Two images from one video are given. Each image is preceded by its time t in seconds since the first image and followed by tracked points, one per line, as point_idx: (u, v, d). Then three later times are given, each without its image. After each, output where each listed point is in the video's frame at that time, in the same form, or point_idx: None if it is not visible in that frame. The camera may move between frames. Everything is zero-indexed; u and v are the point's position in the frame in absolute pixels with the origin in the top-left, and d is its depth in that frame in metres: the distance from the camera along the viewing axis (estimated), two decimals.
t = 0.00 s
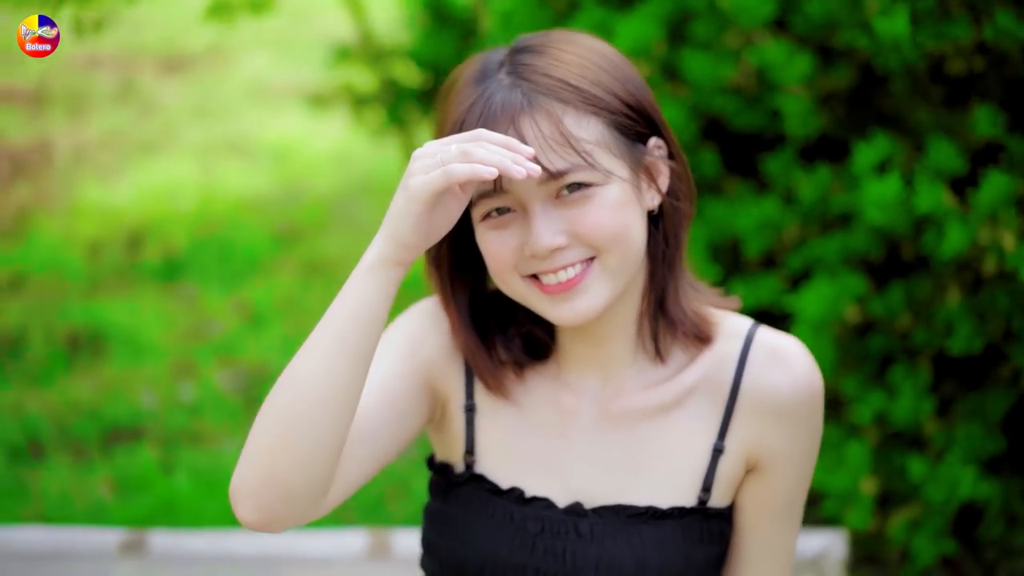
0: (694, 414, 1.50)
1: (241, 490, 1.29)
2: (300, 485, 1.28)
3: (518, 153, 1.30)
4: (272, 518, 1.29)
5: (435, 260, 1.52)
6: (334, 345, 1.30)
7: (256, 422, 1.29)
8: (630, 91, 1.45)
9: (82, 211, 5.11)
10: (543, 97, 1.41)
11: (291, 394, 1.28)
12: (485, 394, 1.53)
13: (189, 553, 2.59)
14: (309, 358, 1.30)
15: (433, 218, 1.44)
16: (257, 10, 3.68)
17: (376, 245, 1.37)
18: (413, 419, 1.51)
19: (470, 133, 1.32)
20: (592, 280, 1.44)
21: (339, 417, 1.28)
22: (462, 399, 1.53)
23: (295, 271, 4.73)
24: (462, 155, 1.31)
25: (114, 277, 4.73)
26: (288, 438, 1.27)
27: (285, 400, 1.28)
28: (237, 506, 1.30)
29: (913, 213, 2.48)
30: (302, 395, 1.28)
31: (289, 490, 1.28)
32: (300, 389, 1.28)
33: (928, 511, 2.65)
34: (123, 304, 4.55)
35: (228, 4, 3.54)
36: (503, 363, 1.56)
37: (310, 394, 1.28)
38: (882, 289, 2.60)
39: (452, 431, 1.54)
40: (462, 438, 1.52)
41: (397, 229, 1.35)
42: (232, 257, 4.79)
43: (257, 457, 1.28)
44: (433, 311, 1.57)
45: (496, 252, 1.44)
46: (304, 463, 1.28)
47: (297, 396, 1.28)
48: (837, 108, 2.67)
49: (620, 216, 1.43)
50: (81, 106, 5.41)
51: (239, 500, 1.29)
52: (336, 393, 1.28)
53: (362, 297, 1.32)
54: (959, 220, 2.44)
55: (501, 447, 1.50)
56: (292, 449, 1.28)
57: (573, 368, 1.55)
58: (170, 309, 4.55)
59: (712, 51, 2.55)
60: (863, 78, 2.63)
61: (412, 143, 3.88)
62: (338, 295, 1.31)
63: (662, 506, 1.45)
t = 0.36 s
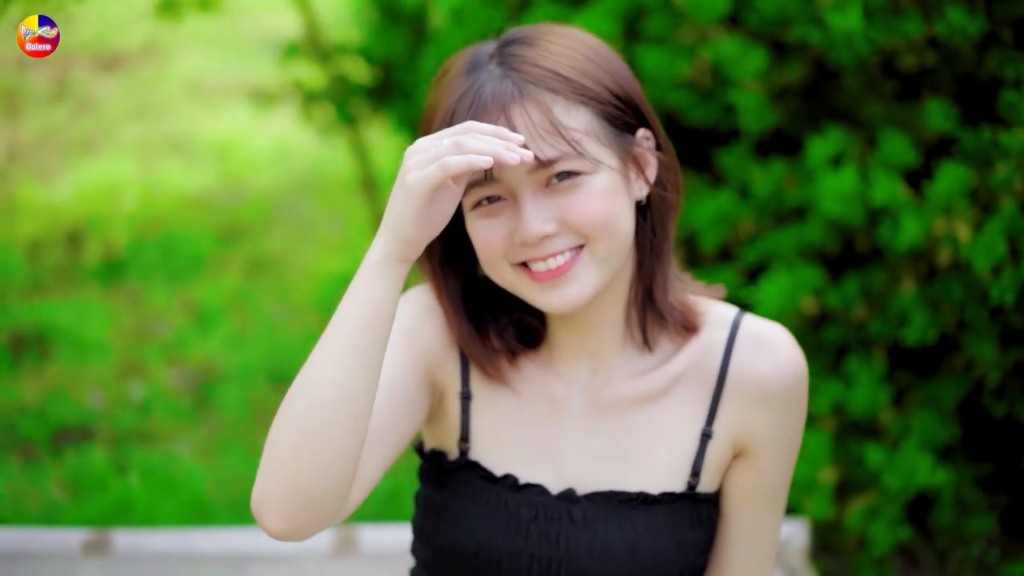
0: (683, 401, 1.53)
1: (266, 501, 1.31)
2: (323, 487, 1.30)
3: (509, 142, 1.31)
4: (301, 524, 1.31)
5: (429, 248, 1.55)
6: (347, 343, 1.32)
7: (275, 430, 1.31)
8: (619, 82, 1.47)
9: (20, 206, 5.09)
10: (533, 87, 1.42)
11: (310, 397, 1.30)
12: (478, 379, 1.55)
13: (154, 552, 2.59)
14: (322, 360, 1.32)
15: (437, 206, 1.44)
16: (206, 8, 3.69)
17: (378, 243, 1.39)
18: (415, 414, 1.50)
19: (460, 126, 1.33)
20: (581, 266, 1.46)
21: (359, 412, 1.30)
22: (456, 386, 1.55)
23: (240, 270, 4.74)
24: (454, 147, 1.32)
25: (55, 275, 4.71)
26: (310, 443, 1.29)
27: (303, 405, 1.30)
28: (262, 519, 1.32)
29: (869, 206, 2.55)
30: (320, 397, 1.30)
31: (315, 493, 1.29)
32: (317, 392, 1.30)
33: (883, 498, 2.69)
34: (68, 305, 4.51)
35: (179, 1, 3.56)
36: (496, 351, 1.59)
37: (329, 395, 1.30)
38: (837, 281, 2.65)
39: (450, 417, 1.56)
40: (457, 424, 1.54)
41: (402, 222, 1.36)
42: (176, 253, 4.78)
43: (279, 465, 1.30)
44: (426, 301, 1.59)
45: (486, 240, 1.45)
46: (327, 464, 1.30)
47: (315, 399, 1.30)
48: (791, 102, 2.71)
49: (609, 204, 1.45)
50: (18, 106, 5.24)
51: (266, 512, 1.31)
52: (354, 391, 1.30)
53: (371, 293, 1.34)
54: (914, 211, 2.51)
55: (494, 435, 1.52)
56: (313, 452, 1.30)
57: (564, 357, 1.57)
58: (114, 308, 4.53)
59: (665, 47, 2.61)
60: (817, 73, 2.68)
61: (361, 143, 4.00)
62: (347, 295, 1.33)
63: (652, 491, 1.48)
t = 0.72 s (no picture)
0: (671, 392, 1.58)
1: (285, 501, 1.42)
2: (339, 484, 1.42)
3: (508, 132, 1.38)
4: (318, 520, 1.43)
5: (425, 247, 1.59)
6: (356, 349, 1.43)
7: (290, 434, 1.43)
8: (607, 82, 1.49)
9: None
10: (524, 86, 1.44)
11: (326, 400, 1.41)
12: (472, 374, 1.59)
13: (117, 555, 2.61)
14: (331, 366, 1.43)
15: (438, 205, 1.46)
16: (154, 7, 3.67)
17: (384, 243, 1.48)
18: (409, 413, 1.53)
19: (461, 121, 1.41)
20: (571, 263, 1.48)
21: (371, 412, 1.42)
22: (451, 384, 1.59)
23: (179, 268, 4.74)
24: (458, 140, 1.38)
25: None
26: (326, 444, 1.41)
27: (318, 409, 1.41)
28: (280, 518, 1.43)
29: (821, 202, 2.78)
30: (336, 401, 1.41)
31: (333, 491, 1.42)
32: (331, 396, 1.41)
33: (837, 489, 2.84)
34: (7, 309, 4.47)
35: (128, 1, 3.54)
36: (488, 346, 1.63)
37: (342, 397, 1.41)
38: (790, 275, 2.89)
39: (443, 414, 1.59)
40: (452, 421, 1.57)
41: (403, 229, 1.47)
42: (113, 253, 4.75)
43: (298, 466, 1.41)
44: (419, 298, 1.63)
45: (478, 237, 1.47)
46: (342, 463, 1.41)
47: (329, 403, 1.42)
48: (739, 101, 2.98)
49: (599, 202, 1.47)
50: None
51: (284, 511, 1.43)
52: (366, 394, 1.42)
53: (380, 299, 1.45)
54: (865, 207, 2.73)
55: (489, 428, 1.56)
56: (329, 452, 1.41)
57: (554, 352, 1.61)
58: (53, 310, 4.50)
59: (616, 45, 2.74)
60: (766, 72, 2.95)
61: (303, 143, 3.99)
62: (352, 304, 1.44)
63: (646, 480, 1.53)
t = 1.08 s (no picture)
0: (658, 390, 1.62)
1: (289, 501, 1.46)
2: (342, 483, 1.46)
3: (513, 141, 1.42)
4: (321, 519, 1.46)
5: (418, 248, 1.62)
6: (359, 352, 1.47)
7: (293, 435, 1.46)
8: (598, 88, 1.53)
9: None
10: (519, 92, 1.48)
11: (331, 401, 1.45)
12: (462, 374, 1.62)
13: (80, 561, 2.61)
14: (333, 368, 1.47)
15: (441, 210, 1.48)
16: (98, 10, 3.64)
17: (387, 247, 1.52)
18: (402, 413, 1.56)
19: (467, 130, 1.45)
20: (562, 266, 1.51)
21: (373, 412, 1.46)
22: (441, 383, 1.61)
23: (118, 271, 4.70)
24: (464, 147, 1.42)
25: None
26: (330, 444, 1.44)
27: (321, 411, 1.45)
28: (284, 517, 1.47)
29: (772, 202, 2.83)
30: (339, 401, 1.45)
31: (336, 489, 1.45)
32: (334, 398, 1.45)
33: (790, 482, 2.89)
34: None
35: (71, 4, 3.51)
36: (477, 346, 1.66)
37: (345, 398, 1.45)
38: (741, 274, 2.95)
39: (433, 414, 1.62)
40: (443, 420, 1.60)
41: (408, 233, 1.50)
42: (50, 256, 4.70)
43: (303, 465, 1.45)
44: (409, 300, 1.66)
45: (471, 241, 1.50)
46: (345, 463, 1.45)
47: (332, 404, 1.45)
48: (689, 103, 3.03)
49: (590, 206, 1.50)
50: None
51: (289, 510, 1.46)
52: (368, 395, 1.46)
53: (382, 303, 1.49)
54: (815, 205, 2.78)
55: (479, 428, 1.59)
56: (333, 452, 1.45)
57: (541, 352, 1.65)
58: None
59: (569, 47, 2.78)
60: (714, 75, 3.00)
61: (244, 147, 4.00)
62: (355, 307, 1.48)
63: (635, 477, 1.57)
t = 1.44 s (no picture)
0: (645, 390, 1.66)
1: (290, 504, 1.48)
2: (344, 487, 1.48)
3: (509, 147, 1.45)
4: (322, 522, 1.49)
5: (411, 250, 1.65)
6: (359, 357, 1.50)
7: (294, 438, 1.48)
8: (590, 94, 1.56)
9: None
10: (513, 97, 1.51)
11: (333, 405, 1.48)
12: (454, 375, 1.64)
13: (51, 566, 2.63)
14: (334, 371, 1.49)
15: (437, 215, 1.51)
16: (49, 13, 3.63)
17: (383, 252, 1.55)
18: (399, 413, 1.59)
19: (464, 135, 1.48)
20: (553, 268, 1.55)
21: (373, 416, 1.49)
22: (433, 382, 1.63)
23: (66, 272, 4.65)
24: (462, 154, 1.45)
25: None
26: (335, 448, 1.47)
27: (322, 413, 1.48)
28: (285, 520, 1.49)
29: (730, 203, 2.88)
30: (343, 406, 1.48)
31: (339, 493, 1.48)
32: (336, 401, 1.48)
33: (751, 477, 2.93)
34: None
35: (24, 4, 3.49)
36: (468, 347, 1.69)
37: (347, 402, 1.48)
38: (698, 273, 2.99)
39: (424, 415, 1.64)
40: (433, 421, 1.62)
41: (405, 239, 1.53)
42: None
43: (307, 469, 1.47)
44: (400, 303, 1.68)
45: (465, 243, 1.53)
46: (348, 466, 1.48)
47: (333, 406, 1.48)
48: (645, 104, 3.08)
49: (583, 210, 1.54)
50: None
51: (290, 513, 1.48)
52: (368, 398, 1.49)
53: (380, 308, 1.52)
54: (773, 205, 2.83)
55: (470, 428, 1.62)
56: (336, 455, 1.47)
57: (531, 353, 1.68)
58: None
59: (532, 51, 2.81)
60: (670, 77, 3.05)
61: (196, 150, 4.00)
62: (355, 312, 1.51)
63: (625, 474, 1.60)
